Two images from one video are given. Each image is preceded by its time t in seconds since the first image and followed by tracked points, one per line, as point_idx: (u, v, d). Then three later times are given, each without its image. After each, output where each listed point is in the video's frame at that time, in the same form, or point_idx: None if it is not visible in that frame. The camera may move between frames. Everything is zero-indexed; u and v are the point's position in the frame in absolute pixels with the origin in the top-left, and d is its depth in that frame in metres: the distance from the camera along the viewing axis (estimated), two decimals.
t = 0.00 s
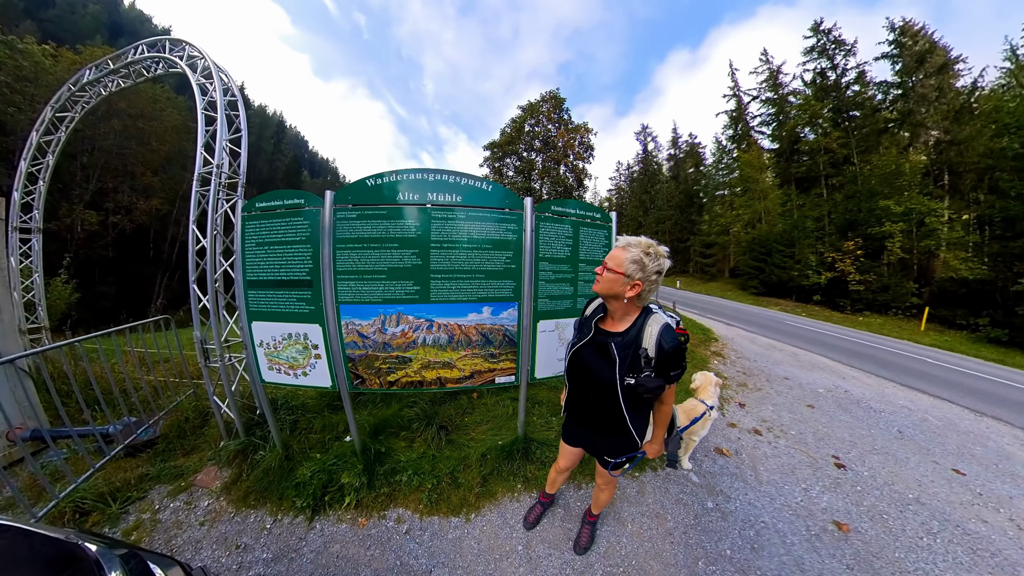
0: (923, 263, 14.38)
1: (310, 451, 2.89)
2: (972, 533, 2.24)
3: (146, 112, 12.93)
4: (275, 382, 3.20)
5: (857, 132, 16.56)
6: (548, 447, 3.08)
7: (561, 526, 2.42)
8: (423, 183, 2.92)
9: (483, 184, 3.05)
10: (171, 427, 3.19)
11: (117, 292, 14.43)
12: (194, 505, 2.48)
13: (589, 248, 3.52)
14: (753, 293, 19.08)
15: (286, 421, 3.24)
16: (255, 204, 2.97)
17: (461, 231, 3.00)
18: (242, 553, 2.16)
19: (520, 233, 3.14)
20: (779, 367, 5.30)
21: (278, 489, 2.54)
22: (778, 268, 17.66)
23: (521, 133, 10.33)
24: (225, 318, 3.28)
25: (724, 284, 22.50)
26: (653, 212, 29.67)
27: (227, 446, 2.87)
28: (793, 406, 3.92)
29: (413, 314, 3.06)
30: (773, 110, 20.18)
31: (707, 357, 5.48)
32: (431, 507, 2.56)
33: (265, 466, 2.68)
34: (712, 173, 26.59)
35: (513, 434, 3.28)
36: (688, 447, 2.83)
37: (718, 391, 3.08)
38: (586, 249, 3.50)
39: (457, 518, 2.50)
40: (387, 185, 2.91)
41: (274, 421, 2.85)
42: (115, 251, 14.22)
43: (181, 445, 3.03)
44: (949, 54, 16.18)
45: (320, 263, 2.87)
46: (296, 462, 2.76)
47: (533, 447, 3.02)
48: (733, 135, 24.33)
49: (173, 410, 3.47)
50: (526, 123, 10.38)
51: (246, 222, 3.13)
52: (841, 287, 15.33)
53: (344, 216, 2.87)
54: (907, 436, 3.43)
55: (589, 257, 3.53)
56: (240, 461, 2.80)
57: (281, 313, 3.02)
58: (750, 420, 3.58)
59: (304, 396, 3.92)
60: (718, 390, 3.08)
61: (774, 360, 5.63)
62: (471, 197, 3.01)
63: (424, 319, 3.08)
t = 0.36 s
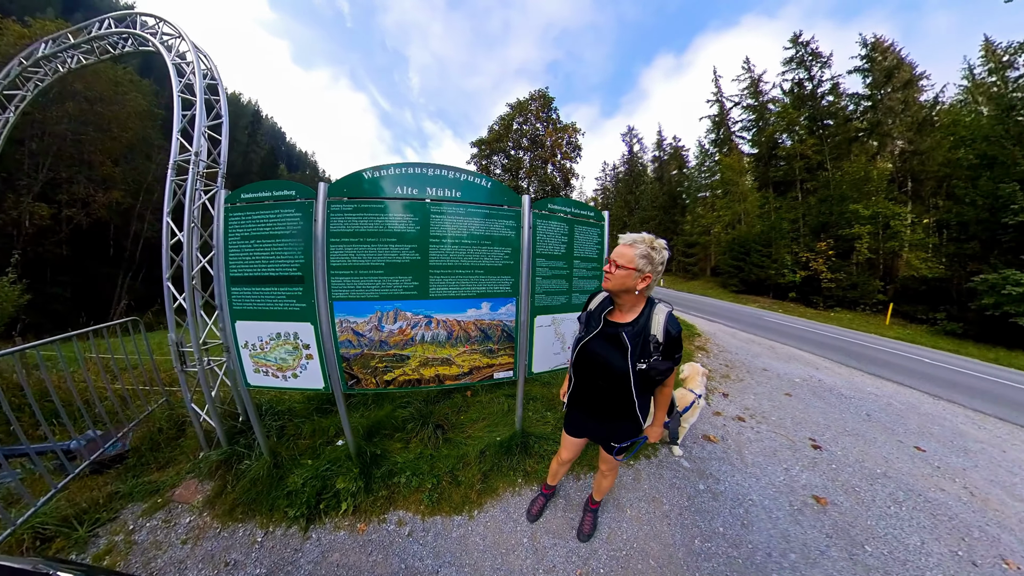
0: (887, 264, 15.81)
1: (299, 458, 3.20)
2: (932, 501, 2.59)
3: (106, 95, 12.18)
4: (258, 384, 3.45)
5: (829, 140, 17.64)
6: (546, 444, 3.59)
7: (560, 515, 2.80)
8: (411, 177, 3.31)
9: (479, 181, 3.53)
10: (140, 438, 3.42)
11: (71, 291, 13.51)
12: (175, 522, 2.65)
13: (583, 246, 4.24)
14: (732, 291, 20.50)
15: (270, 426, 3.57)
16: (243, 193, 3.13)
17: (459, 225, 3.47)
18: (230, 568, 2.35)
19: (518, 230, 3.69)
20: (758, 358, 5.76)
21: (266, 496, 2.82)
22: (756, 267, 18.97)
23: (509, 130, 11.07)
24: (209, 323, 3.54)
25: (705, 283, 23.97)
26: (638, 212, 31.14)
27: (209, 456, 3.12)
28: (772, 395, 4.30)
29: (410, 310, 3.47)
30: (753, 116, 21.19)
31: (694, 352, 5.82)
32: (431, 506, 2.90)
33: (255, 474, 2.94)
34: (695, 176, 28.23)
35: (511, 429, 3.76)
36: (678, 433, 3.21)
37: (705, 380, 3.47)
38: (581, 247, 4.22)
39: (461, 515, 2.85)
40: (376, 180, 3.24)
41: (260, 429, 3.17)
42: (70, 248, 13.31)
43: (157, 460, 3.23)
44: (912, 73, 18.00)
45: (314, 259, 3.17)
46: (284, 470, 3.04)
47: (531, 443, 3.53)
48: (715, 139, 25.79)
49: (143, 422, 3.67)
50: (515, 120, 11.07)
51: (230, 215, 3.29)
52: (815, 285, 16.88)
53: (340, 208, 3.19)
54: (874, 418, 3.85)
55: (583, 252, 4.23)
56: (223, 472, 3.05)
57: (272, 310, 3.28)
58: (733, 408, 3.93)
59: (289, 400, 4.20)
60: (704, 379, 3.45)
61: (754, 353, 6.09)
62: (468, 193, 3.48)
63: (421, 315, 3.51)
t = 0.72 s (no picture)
0: (859, 263, 16.92)
1: (285, 465, 3.07)
2: (900, 481, 2.79)
3: (64, 78, 11.27)
4: (241, 392, 3.28)
5: (807, 145, 19.04)
6: (539, 440, 3.62)
7: (554, 510, 2.83)
8: (400, 173, 3.23)
9: (470, 178, 3.50)
10: (110, 450, 3.24)
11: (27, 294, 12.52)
12: (150, 541, 2.50)
13: (572, 244, 4.32)
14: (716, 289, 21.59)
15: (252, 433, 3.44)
16: (222, 187, 2.94)
17: (451, 222, 3.44)
18: None
19: (508, 227, 3.69)
20: (739, 352, 6.05)
21: (253, 507, 2.68)
22: (738, 266, 20.29)
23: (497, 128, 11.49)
24: (184, 326, 3.36)
25: (690, 282, 25.10)
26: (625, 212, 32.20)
27: (186, 468, 2.98)
28: (754, 386, 4.52)
29: (400, 309, 3.39)
30: (736, 121, 23.09)
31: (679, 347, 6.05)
32: (424, 510, 2.83)
33: (240, 482, 2.81)
34: (680, 177, 29.45)
35: (502, 427, 3.77)
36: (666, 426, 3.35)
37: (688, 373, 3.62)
38: (570, 244, 4.30)
39: (457, 515, 2.82)
40: (363, 176, 3.15)
41: (242, 437, 3.03)
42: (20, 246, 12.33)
43: (128, 474, 3.07)
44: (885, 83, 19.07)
45: (301, 256, 3.03)
46: (269, 479, 2.91)
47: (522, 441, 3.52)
48: (699, 143, 26.97)
49: (112, 433, 3.48)
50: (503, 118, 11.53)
51: (208, 210, 3.08)
52: (792, 283, 18.13)
53: (326, 204, 3.05)
54: (847, 406, 4.12)
55: (571, 251, 4.30)
56: (202, 483, 2.92)
57: (254, 311, 3.12)
58: (717, 400, 4.11)
59: (272, 405, 4.05)
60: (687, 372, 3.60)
61: (735, 347, 6.39)
62: (459, 189, 3.45)
63: (412, 314, 3.45)
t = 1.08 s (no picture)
0: (832, 262, 18.31)
1: (259, 479, 2.89)
2: (878, 466, 3.00)
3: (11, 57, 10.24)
4: (207, 400, 3.04)
5: (784, 149, 20.59)
6: (529, 440, 3.63)
7: (547, 512, 2.87)
8: (380, 162, 3.12)
9: (455, 169, 3.44)
10: (60, 471, 2.93)
11: None
12: (109, 570, 2.27)
13: (558, 240, 4.40)
14: (698, 286, 22.61)
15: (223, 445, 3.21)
16: (183, 174, 2.71)
17: (435, 216, 3.37)
18: None
19: (494, 222, 3.67)
20: (723, 348, 6.35)
21: (223, 526, 2.51)
22: (719, 264, 21.22)
23: (484, 124, 12.30)
24: (142, 330, 3.07)
25: (673, 280, 26.13)
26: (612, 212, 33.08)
27: (149, 487, 2.75)
28: (738, 380, 4.77)
29: (379, 307, 3.25)
30: (718, 124, 24.42)
31: (665, 344, 6.28)
32: (411, 519, 2.76)
33: (210, 499, 2.62)
34: (663, 178, 30.56)
35: (490, 429, 3.73)
36: (656, 420, 3.51)
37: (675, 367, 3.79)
38: (557, 240, 4.37)
39: (446, 522, 2.77)
40: (341, 165, 3.01)
41: (212, 451, 2.82)
42: None
43: (81, 497, 2.78)
44: (855, 93, 20.59)
45: (271, 250, 2.83)
46: (241, 495, 2.71)
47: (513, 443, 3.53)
48: (682, 144, 28.17)
49: (63, 451, 3.15)
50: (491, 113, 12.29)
51: (167, 200, 2.83)
52: (770, 280, 19.20)
53: (298, 193, 2.88)
54: (825, 396, 4.39)
55: (557, 247, 4.38)
56: (168, 503, 2.70)
57: (219, 312, 2.88)
58: (702, 394, 4.31)
59: (244, 415, 3.81)
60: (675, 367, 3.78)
61: (718, 343, 6.71)
62: (442, 181, 3.38)
63: (393, 313, 3.32)
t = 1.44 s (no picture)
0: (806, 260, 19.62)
1: (229, 498, 2.71)
2: (855, 453, 3.25)
3: None
4: (164, 416, 2.78)
5: (762, 151, 21.69)
6: (518, 443, 3.64)
7: (538, 516, 2.93)
8: (357, 151, 2.98)
9: (437, 161, 3.34)
10: None
11: None
12: None
13: (544, 236, 4.39)
14: (679, 282, 23.55)
15: (187, 462, 2.97)
16: (134, 162, 2.43)
17: (414, 211, 3.26)
18: None
19: (477, 217, 3.62)
20: (706, 342, 6.63)
21: (191, 553, 2.37)
22: (700, 261, 22.06)
23: (468, 118, 12.81)
24: (89, 339, 2.75)
25: (657, 276, 27.08)
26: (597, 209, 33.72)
27: (104, 514, 2.52)
28: (721, 373, 5.01)
29: (355, 308, 3.10)
30: (700, 125, 25.42)
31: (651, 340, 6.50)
32: (394, 532, 2.72)
33: (176, 526, 2.45)
34: (646, 177, 31.46)
35: (477, 432, 3.70)
36: (646, 416, 3.69)
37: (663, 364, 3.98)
38: (542, 236, 4.36)
39: (435, 533, 2.76)
40: (315, 154, 2.83)
41: (175, 472, 2.61)
42: None
43: (25, 529, 2.53)
44: (829, 99, 22.01)
45: (232, 246, 2.61)
46: (209, 519, 2.55)
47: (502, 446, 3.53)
48: (665, 144, 29.15)
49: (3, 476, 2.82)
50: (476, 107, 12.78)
51: (114, 190, 2.52)
52: (748, 277, 20.19)
53: (264, 184, 2.69)
54: (804, 387, 4.68)
55: (543, 244, 4.37)
56: (126, 532, 2.51)
57: (176, 317, 2.62)
58: (688, 389, 4.51)
59: (211, 428, 3.56)
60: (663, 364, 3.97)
61: (702, 337, 7.00)
62: (422, 174, 3.27)
63: (369, 314, 3.18)
